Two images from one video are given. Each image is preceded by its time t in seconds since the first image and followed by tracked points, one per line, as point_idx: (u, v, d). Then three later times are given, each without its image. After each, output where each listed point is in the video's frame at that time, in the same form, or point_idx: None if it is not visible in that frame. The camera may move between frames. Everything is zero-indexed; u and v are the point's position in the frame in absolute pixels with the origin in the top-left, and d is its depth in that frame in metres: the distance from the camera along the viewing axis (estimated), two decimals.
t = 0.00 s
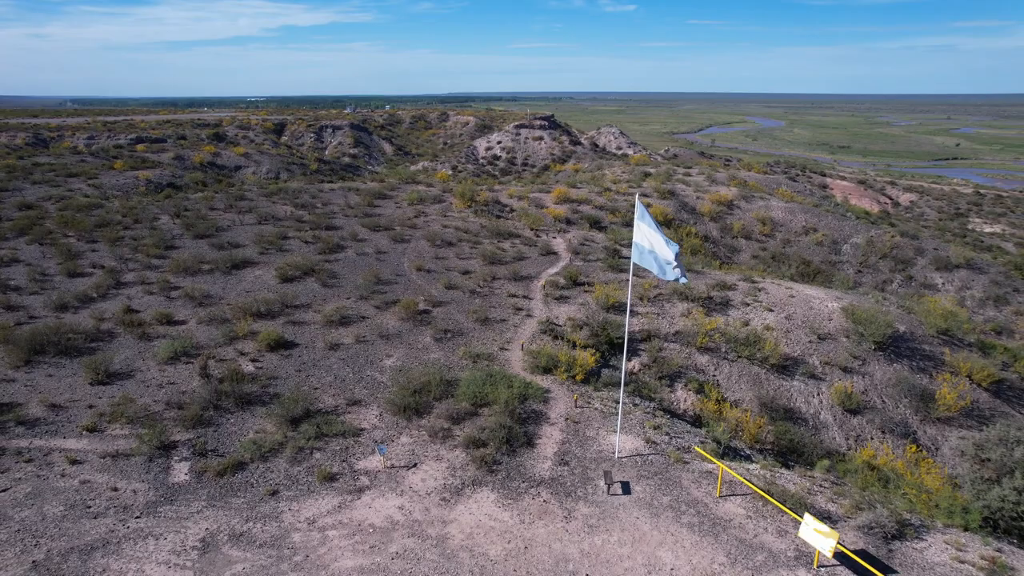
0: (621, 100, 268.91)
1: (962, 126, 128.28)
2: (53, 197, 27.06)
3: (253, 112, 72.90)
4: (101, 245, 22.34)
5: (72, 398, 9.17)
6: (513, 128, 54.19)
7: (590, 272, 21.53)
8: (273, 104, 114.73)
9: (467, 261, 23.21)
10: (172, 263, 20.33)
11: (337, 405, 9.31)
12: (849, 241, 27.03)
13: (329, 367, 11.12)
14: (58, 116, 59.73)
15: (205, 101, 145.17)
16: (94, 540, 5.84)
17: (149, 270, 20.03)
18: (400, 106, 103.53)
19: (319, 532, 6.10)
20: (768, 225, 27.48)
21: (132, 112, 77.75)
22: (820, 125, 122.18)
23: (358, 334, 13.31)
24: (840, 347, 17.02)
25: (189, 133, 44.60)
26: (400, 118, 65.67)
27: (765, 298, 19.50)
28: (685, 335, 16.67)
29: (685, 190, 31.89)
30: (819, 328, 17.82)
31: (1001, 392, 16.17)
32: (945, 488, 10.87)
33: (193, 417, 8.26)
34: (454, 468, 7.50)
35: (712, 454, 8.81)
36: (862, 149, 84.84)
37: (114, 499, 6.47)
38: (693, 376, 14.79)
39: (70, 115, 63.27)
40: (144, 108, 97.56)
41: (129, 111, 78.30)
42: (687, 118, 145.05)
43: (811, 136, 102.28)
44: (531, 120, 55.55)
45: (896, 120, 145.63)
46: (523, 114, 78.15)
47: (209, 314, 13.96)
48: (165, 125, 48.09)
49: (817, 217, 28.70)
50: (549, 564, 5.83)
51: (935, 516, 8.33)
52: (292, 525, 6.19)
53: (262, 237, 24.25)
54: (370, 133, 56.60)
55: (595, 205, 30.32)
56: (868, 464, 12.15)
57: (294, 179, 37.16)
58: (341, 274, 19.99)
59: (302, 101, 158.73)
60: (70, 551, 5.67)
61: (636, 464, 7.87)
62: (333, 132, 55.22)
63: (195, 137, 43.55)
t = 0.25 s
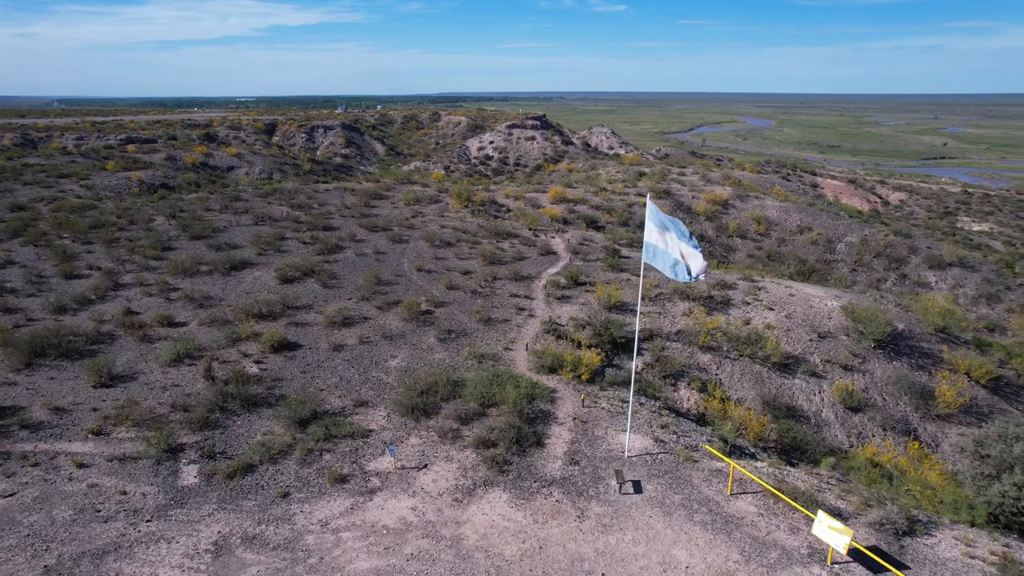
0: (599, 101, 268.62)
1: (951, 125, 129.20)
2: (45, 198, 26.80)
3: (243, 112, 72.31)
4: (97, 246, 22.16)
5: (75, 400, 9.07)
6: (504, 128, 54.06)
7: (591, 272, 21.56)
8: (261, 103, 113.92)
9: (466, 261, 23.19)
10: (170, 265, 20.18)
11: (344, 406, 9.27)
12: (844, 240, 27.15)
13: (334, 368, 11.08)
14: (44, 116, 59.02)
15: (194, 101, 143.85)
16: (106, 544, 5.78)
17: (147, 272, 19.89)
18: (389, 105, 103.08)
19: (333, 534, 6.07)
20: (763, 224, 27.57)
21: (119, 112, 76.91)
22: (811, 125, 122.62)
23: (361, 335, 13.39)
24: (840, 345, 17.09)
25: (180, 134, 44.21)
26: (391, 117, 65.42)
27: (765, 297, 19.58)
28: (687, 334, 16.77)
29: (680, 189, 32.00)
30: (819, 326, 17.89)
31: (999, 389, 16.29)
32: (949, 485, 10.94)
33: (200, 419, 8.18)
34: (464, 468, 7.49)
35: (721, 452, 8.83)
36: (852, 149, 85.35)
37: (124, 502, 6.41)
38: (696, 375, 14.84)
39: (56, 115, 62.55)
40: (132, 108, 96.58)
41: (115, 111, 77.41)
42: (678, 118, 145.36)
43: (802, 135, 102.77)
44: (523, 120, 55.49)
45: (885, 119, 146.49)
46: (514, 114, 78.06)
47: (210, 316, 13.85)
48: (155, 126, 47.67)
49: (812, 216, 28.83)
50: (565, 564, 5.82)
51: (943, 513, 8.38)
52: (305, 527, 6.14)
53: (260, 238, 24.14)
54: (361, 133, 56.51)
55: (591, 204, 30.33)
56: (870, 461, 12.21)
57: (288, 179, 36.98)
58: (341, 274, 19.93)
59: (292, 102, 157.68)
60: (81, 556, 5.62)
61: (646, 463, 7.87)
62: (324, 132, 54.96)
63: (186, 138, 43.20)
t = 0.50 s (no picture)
0: (588, 101, 269.29)
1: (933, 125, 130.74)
2: (32, 199, 26.40)
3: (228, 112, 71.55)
4: (88, 248, 21.88)
5: (73, 404, 8.93)
6: (493, 127, 53.92)
7: (587, 271, 21.59)
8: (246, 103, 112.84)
9: (462, 261, 23.15)
10: (163, 266, 19.97)
11: (347, 407, 9.22)
12: (834, 239, 27.35)
13: (335, 369, 11.03)
14: (24, 116, 58.05)
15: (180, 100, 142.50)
16: (112, 549, 5.70)
17: (140, 273, 19.67)
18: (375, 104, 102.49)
19: (342, 536, 6.03)
20: (754, 223, 27.73)
21: (99, 111, 75.62)
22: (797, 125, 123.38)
23: (361, 335, 13.36)
24: (836, 343, 17.22)
25: (166, 134, 43.68)
26: (379, 117, 65.10)
27: (761, 295, 19.69)
28: (685, 332, 16.86)
29: (672, 188, 32.15)
30: (815, 324, 18.03)
31: (990, 384, 16.51)
32: (947, 479, 11.06)
33: (202, 421, 8.09)
34: (471, 468, 7.48)
35: (726, 449, 8.86)
36: (837, 148, 86.12)
37: (128, 506, 6.32)
38: (695, 373, 14.93)
39: (37, 114, 61.59)
40: (114, 107, 95.20)
41: (98, 111, 76.44)
42: (666, 117, 145.88)
43: (788, 134, 103.54)
44: (512, 120, 55.42)
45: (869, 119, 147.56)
46: (502, 113, 77.95)
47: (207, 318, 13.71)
48: (140, 126, 47.09)
49: (802, 214, 29.05)
50: (575, 563, 5.81)
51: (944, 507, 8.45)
52: (313, 529, 6.10)
53: (253, 239, 23.95)
54: (349, 133, 56.31)
55: (583, 204, 30.36)
56: (868, 456, 12.31)
57: (279, 180, 36.70)
58: (337, 275, 19.83)
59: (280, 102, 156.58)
60: (88, 561, 5.54)
61: (652, 461, 7.89)
62: (312, 132, 54.56)
63: (172, 138, 42.70)
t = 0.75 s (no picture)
0: (572, 101, 269.91)
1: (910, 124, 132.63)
2: (13, 201, 25.85)
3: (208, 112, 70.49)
4: (73, 250, 21.50)
5: (68, 408, 8.76)
6: (477, 127, 53.81)
7: (580, 270, 21.64)
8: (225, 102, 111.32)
9: (454, 260, 23.11)
10: (153, 268, 19.70)
11: (348, 408, 9.16)
12: (820, 236, 27.65)
13: (334, 370, 10.96)
14: None
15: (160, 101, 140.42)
16: (117, 554, 5.61)
17: (129, 275, 19.37)
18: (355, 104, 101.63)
19: (351, 537, 5.98)
20: (741, 221, 27.96)
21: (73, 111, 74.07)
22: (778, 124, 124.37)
23: (358, 336, 13.27)
24: (829, 339, 17.41)
25: (147, 134, 42.98)
26: (363, 117, 64.68)
27: (754, 292, 19.87)
28: (680, 330, 16.96)
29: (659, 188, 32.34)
30: (807, 320, 18.22)
31: (977, 378, 16.81)
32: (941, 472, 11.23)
33: (202, 424, 7.98)
34: (477, 468, 7.46)
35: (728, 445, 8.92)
36: (818, 147, 87.19)
37: (131, 511, 6.22)
38: (691, 371, 15.04)
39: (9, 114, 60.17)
40: (78, 107, 93.28)
41: (74, 111, 74.96)
42: (650, 116, 146.54)
43: (769, 133, 104.59)
44: (496, 120, 55.35)
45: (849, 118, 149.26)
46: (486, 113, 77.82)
47: (201, 320, 13.54)
48: (120, 126, 46.27)
49: (788, 213, 29.35)
50: (587, 560, 5.82)
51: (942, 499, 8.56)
52: (322, 531, 6.05)
53: (243, 240, 23.70)
54: (333, 133, 55.80)
55: (572, 203, 30.42)
56: (864, 451, 12.46)
57: (264, 181, 36.31)
58: (330, 276, 19.70)
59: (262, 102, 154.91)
60: (93, 567, 5.45)
61: (656, 458, 7.92)
62: (295, 132, 53.97)
63: (154, 139, 42.03)
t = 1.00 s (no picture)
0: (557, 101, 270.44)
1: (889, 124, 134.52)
2: None
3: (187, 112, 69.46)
4: (57, 253, 21.12)
5: (61, 413, 8.60)
6: (461, 127, 53.69)
7: (572, 269, 21.69)
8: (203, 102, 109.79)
9: (446, 260, 23.05)
10: (141, 271, 19.42)
11: (347, 409, 9.10)
12: (806, 234, 27.97)
13: (331, 372, 10.88)
14: None
15: (138, 101, 138.08)
16: (119, 560, 5.53)
17: (116, 278, 19.07)
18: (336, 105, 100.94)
19: (357, 539, 5.94)
20: (728, 220, 28.19)
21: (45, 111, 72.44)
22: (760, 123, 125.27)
23: (354, 337, 13.18)
24: (820, 335, 17.60)
25: (128, 135, 42.26)
26: (345, 117, 64.21)
27: (745, 290, 20.05)
28: (674, 328, 17.05)
29: (646, 188, 32.54)
30: (799, 317, 18.41)
31: (964, 372, 17.10)
32: (934, 465, 11.40)
33: (200, 428, 7.87)
34: (481, 467, 7.46)
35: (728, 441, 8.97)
36: (798, 146, 88.24)
37: (132, 517, 6.12)
38: (686, 369, 15.14)
39: None
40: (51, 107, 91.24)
41: None
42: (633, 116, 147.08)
43: (749, 132, 105.62)
44: (480, 120, 55.26)
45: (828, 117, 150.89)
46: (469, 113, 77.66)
47: (193, 322, 13.36)
48: (99, 127, 45.41)
49: (774, 211, 29.64)
50: (595, 557, 5.83)
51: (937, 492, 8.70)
52: (328, 533, 6.00)
53: (232, 241, 23.43)
54: (316, 134, 55.28)
55: (560, 202, 30.45)
56: (857, 445, 12.61)
57: (249, 182, 35.91)
58: (322, 277, 19.56)
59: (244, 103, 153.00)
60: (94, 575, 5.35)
61: (658, 456, 7.96)
62: (278, 133, 53.32)
63: (134, 140, 41.33)
